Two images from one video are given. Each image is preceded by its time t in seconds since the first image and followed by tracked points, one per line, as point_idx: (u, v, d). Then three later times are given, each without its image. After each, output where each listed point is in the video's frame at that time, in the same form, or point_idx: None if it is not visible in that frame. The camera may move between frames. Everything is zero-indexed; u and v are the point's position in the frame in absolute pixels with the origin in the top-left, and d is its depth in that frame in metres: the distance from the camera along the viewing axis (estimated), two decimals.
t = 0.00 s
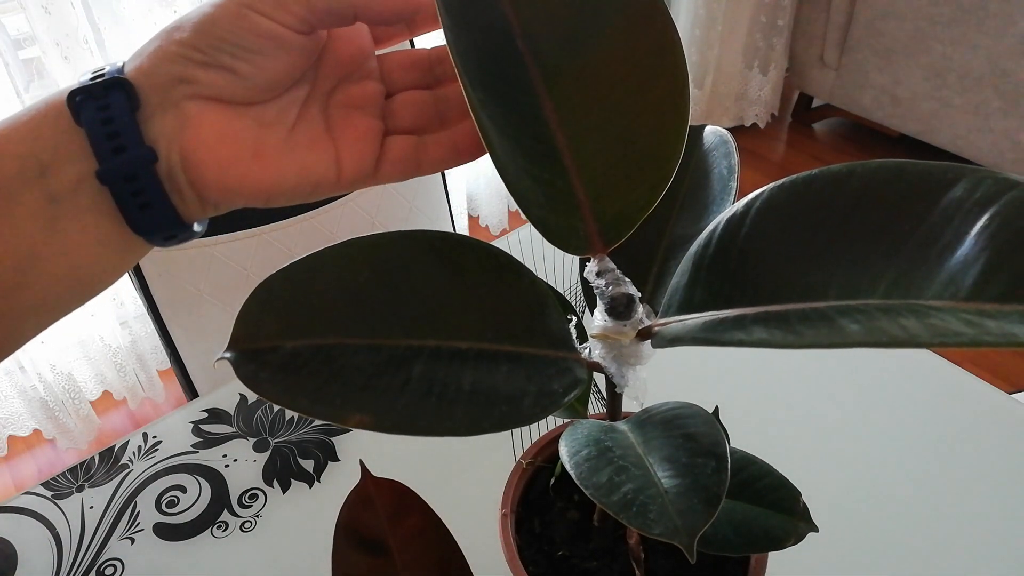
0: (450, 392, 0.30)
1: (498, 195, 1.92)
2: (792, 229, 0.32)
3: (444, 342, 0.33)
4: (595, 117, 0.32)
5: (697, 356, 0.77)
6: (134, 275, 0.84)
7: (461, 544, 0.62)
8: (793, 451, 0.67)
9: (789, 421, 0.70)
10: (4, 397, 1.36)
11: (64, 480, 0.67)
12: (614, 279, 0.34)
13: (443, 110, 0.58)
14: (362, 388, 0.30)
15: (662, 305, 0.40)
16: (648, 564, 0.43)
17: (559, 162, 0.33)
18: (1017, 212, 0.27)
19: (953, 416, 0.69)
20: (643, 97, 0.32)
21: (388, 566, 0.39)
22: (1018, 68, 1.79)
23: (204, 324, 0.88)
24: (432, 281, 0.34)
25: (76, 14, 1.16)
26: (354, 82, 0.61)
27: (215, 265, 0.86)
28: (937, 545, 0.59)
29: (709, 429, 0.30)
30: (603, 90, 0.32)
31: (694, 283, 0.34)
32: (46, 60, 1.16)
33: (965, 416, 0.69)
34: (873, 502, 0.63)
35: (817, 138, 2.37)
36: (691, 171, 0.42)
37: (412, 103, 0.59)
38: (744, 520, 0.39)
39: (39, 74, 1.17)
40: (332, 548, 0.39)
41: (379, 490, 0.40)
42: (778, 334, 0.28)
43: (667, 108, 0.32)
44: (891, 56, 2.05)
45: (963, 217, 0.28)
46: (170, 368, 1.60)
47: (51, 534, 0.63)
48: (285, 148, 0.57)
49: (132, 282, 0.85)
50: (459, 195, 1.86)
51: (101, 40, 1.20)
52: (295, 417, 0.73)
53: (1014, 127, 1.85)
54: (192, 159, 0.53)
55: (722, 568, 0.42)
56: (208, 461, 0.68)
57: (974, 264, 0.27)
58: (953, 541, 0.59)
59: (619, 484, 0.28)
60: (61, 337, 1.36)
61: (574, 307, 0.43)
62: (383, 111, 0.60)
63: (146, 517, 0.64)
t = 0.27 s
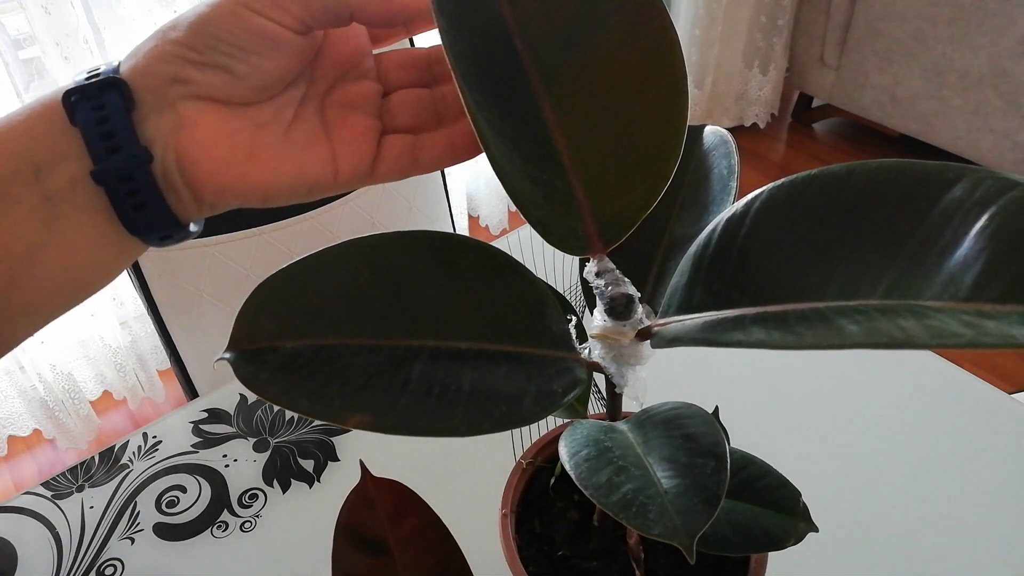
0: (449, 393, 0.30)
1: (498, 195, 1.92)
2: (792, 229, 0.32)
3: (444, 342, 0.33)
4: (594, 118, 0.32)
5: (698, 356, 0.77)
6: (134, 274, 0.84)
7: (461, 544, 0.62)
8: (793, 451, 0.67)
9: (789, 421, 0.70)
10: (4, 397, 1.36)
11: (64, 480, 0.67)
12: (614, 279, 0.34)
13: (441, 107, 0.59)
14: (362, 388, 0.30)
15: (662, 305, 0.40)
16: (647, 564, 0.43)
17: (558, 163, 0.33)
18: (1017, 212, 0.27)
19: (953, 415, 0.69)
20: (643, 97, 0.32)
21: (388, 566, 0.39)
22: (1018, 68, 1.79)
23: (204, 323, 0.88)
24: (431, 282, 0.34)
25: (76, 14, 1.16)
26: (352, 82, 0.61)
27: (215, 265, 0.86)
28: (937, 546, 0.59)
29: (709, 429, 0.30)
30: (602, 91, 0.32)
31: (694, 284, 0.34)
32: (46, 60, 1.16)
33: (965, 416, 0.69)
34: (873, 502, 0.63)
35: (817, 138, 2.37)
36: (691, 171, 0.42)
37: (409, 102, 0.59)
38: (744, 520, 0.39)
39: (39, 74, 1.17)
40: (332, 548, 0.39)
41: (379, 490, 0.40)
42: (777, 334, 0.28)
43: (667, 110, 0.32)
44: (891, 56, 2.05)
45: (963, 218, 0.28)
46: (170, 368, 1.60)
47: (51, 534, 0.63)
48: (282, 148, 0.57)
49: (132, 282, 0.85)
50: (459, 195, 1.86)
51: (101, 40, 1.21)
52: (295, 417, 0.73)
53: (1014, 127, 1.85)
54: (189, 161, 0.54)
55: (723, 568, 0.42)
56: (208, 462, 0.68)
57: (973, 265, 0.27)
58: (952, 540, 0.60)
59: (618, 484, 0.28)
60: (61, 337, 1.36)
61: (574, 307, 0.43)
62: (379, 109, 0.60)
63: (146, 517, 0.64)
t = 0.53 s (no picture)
0: (449, 393, 0.30)
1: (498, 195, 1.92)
2: (792, 229, 0.32)
3: (444, 342, 0.33)
4: (595, 119, 0.32)
5: (698, 356, 0.77)
6: (135, 273, 0.84)
7: (462, 544, 0.62)
8: (793, 451, 0.67)
9: (789, 421, 0.70)
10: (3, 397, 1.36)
11: (64, 480, 0.67)
12: (614, 279, 0.34)
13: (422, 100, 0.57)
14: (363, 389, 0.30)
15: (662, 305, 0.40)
16: (647, 564, 0.43)
17: (558, 164, 0.33)
18: (1017, 214, 0.27)
19: (953, 415, 0.69)
20: (644, 98, 0.31)
21: (388, 566, 0.39)
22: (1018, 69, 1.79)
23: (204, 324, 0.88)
24: (432, 283, 0.34)
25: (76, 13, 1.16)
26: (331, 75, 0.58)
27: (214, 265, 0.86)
28: (937, 546, 0.59)
29: (709, 430, 0.30)
30: (603, 92, 0.32)
31: (694, 284, 0.34)
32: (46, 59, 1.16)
33: (965, 417, 0.69)
34: (873, 502, 0.63)
35: (818, 138, 2.37)
36: (692, 171, 0.42)
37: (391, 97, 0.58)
38: (744, 520, 0.39)
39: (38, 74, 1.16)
40: (332, 548, 0.39)
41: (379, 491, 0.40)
42: (777, 334, 0.28)
43: (667, 112, 0.32)
44: (891, 56, 2.05)
45: (963, 219, 0.28)
46: (170, 368, 1.60)
47: (51, 534, 0.63)
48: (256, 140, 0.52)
49: (132, 281, 0.85)
50: (459, 195, 1.86)
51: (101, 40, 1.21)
52: (295, 417, 0.73)
53: (1014, 127, 1.85)
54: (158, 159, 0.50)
55: (723, 568, 0.42)
56: (208, 462, 0.68)
57: (974, 267, 0.27)
58: (952, 541, 0.60)
59: (618, 484, 0.28)
60: (60, 337, 1.36)
61: (574, 307, 0.43)
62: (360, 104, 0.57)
63: (146, 517, 0.64)
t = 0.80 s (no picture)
0: (450, 393, 0.30)
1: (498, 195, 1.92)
2: (792, 229, 0.32)
3: (445, 341, 0.33)
4: (595, 119, 0.32)
5: (698, 356, 0.77)
6: (135, 274, 0.83)
7: (461, 543, 0.62)
8: (793, 451, 0.68)
9: (789, 422, 0.70)
10: (3, 397, 1.36)
11: (64, 480, 0.67)
12: (614, 279, 0.34)
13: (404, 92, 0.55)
14: (363, 388, 0.30)
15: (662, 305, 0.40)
16: (647, 564, 0.43)
17: (559, 162, 0.33)
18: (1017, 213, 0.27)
19: (953, 415, 0.69)
20: (644, 97, 0.31)
21: (389, 566, 0.39)
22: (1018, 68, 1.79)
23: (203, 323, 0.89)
24: (433, 282, 0.34)
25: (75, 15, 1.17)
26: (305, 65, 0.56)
27: (215, 265, 0.86)
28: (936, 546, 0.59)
29: (709, 429, 0.30)
30: (603, 92, 0.32)
31: (694, 284, 0.34)
32: (46, 59, 1.16)
33: (965, 417, 0.69)
34: (873, 502, 0.63)
35: (818, 138, 2.37)
36: (693, 172, 0.43)
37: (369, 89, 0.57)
38: (744, 520, 0.39)
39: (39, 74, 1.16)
40: (332, 549, 0.39)
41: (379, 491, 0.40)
42: (777, 333, 0.28)
43: (667, 111, 0.32)
44: (891, 56, 2.05)
45: (963, 219, 0.28)
46: (170, 368, 1.60)
47: (50, 534, 0.63)
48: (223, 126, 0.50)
49: (132, 281, 0.85)
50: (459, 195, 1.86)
51: (101, 40, 1.22)
52: (295, 417, 0.73)
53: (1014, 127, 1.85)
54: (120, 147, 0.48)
55: (722, 568, 0.42)
56: (208, 462, 0.68)
57: (973, 266, 0.27)
58: (952, 540, 0.60)
59: (617, 484, 0.28)
60: (60, 336, 1.38)
61: (574, 307, 0.43)
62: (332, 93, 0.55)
63: (146, 517, 0.64)
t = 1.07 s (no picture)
0: (450, 393, 0.30)
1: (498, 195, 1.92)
2: (792, 229, 0.32)
3: (445, 341, 0.33)
4: (595, 119, 0.32)
5: (698, 356, 0.77)
6: (135, 274, 0.84)
7: (461, 543, 0.62)
8: (793, 451, 0.68)
9: (789, 422, 0.70)
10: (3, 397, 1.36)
11: (64, 480, 0.67)
12: (614, 279, 0.34)
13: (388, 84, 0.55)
14: (363, 388, 0.30)
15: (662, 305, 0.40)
16: (647, 564, 0.43)
17: (559, 162, 0.33)
18: (1017, 213, 0.27)
19: (953, 415, 0.69)
20: (644, 97, 0.31)
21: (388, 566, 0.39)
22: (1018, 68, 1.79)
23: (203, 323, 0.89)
24: (433, 282, 0.34)
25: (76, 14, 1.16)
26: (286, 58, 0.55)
27: (215, 265, 0.86)
28: (936, 546, 0.59)
29: (709, 429, 0.30)
30: (603, 92, 0.32)
31: (694, 284, 0.34)
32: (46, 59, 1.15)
33: (966, 417, 0.69)
34: (873, 502, 0.63)
35: (818, 138, 2.37)
36: (692, 171, 0.43)
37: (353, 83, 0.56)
38: (744, 520, 0.39)
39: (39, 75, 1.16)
40: (332, 549, 0.39)
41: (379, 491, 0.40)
42: (776, 333, 0.28)
43: (668, 111, 0.32)
44: (891, 56, 2.05)
45: (963, 219, 0.28)
46: (170, 368, 1.61)
47: (50, 534, 0.63)
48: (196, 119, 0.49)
49: (132, 281, 0.85)
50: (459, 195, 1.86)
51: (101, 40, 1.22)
52: (295, 417, 0.73)
53: (1014, 127, 1.85)
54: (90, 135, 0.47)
55: (722, 568, 0.42)
56: (208, 462, 0.68)
57: (973, 266, 0.27)
58: (952, 540, 0.60)
59: (617, 483, 0.28)
60: (59, 336, 1.37)
61: (574, 307, 0.43)
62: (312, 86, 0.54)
63: (146, 517, 0.64)
